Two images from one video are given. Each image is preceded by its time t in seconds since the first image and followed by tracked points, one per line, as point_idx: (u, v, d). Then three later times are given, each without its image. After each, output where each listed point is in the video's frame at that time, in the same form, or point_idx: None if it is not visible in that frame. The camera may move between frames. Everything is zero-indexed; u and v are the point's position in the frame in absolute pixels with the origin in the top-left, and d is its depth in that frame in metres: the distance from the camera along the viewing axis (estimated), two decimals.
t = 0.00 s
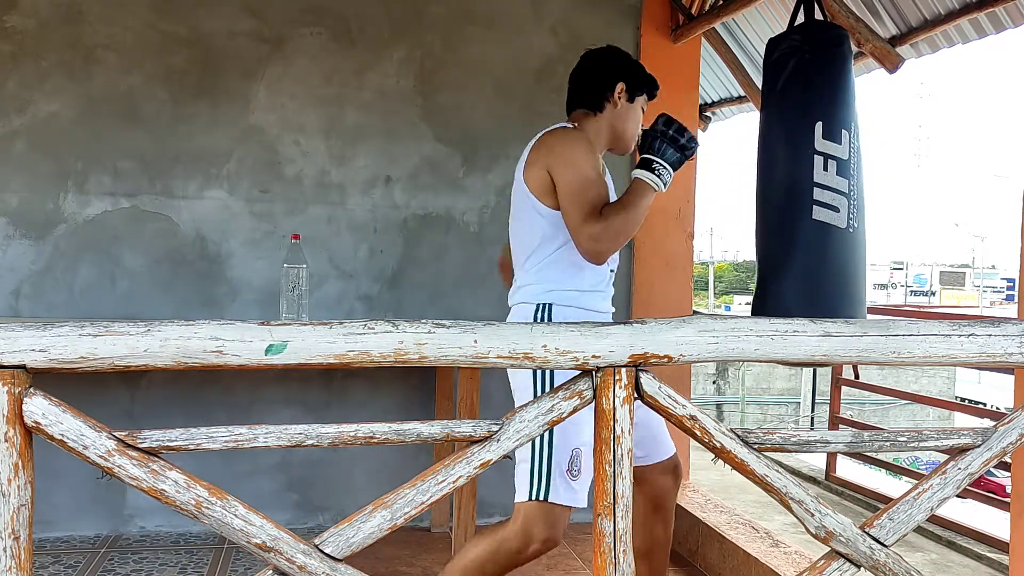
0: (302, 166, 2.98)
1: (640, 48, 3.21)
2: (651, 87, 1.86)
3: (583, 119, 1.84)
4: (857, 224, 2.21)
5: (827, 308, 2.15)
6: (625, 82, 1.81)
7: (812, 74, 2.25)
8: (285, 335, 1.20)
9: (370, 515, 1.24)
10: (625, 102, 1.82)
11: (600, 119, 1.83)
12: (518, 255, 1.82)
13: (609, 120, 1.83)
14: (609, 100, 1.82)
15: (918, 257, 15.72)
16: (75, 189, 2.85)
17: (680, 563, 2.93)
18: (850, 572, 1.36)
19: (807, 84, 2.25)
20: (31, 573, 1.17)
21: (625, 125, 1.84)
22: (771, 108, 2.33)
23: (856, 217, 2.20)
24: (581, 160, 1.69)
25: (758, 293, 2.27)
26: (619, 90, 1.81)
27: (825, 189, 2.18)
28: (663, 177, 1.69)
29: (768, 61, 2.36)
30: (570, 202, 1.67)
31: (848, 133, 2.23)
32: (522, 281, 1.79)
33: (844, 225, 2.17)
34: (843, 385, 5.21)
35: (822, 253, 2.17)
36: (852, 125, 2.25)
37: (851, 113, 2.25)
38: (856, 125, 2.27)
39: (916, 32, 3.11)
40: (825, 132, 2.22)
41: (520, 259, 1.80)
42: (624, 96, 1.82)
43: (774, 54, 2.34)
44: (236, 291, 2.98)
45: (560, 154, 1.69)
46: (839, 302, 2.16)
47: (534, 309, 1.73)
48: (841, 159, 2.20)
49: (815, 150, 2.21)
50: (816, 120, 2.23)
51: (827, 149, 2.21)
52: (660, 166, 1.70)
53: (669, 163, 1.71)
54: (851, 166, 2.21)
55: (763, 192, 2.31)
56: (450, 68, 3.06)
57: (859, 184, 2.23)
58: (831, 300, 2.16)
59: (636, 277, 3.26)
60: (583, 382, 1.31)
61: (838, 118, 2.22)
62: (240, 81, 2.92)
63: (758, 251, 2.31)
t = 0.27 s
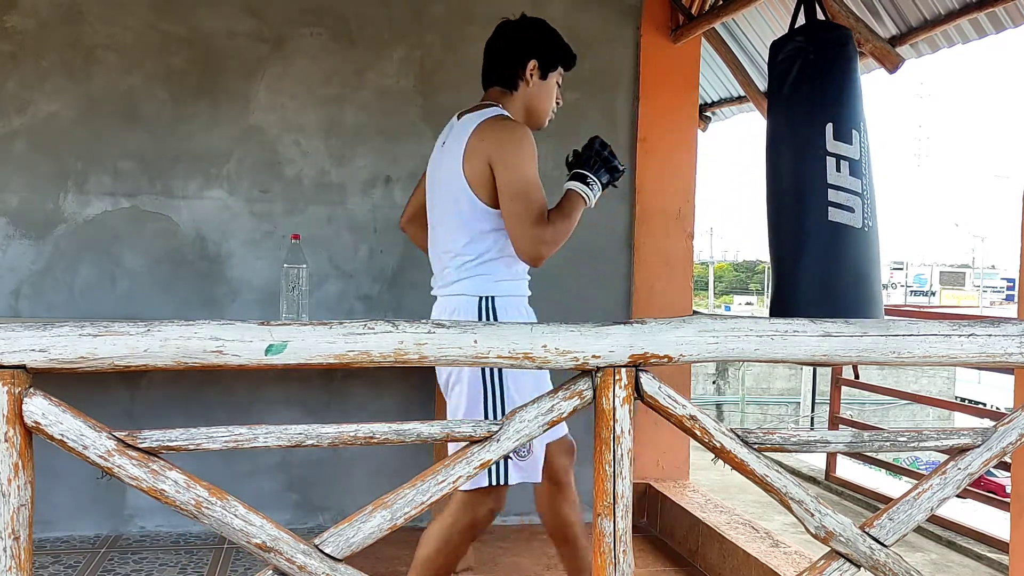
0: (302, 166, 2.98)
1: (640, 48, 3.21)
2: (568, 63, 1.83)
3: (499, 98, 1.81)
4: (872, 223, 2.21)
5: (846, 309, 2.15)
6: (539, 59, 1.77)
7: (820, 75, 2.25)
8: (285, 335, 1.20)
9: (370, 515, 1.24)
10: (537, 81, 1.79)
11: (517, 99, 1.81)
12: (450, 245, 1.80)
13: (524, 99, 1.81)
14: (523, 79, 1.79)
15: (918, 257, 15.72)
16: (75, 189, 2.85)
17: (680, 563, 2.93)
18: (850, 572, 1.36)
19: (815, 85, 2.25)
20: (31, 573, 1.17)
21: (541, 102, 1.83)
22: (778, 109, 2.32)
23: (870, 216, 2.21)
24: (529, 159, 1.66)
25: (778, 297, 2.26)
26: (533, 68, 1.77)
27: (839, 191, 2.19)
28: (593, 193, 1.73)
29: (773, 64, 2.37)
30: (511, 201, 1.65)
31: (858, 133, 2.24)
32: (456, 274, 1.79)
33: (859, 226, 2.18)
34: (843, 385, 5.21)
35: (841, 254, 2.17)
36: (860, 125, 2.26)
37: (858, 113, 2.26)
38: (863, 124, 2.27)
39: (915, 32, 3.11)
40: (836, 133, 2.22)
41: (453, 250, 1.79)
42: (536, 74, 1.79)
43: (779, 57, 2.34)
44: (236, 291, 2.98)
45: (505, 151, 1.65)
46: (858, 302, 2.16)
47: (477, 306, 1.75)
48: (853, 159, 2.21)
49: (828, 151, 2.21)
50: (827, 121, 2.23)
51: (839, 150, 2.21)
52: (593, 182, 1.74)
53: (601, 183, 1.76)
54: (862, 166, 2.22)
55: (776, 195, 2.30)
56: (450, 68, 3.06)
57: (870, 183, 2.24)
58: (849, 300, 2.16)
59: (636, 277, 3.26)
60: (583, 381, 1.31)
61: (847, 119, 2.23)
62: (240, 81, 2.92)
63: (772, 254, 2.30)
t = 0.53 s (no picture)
0: (302, 166, 2.98)
1: (640, 48, 3.21)
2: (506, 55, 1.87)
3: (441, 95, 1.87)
4: (862, 226, 2.21)
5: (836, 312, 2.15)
6: (474, 57, 1.83)
7: (814, 78, 2.25)
8: (285, 335, 1.20)
9: (370, 515, 1.24)
10: (475, 77, 1.85)
11: (458, 96, 1.87)
12: (407, 233, 1.82)
13: (465, 95, 1.86)
14: (461, 76, 1.85)
15: (918, 257, 15.72)
16: (75, 189, 2.85)
17: (680, 563, 2.93)
18: (850, 572, 1.36)
19: (809, 88, 2.25)
20: (31, 573, 1.17)
21: (482, 96, 1.87)
22: (773, 112, 2.33)
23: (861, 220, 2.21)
24: (467, 144, 1.71)
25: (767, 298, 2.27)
26: (467, 65, 1.83)
27: (830, 194, 2.19)
28: (525, 233, 1.77)
29: (770, 65, 2.36)
30: (439, 180, 1.69)
31: (851, 137, 2.23)
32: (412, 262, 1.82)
33: (849, 229, 2.19)
34: (843, 385, 5.21)
35: (829, 257, 2.18)
36: (854, 129, 2.25)
37: (852, 116, 2.26)
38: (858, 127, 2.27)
39: (915, 32, 3.11)
40: (828, 136, 2.22)
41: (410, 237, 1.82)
42: (473, 70, 1.84)
43: (775, 59, 2.33)
44: (236, 291, 2.98)
45: (446, 130, 1.71)
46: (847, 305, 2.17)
47: (435, 294, 1.78)
48: (845, 163, 2.21)
49: (819, 154, 2.21)
50: (820, 125, 2.23)
51: (831, 153, 2.21)
52: (530, 224, 1.79)
53: (535, 235, 1.79)
54: (854, 169, 2.22)
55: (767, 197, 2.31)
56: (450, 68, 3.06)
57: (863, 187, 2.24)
58: (837, 304, 2.17)
59: (636, 278, 3.26)
60: (583, 381, 1.31)
61: (840, 122, 2.23)
62: (240, 81, 2.92)
63: (762, 256, 2.31)
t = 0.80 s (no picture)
0: (302, 166, 2.98)
1: (639, 49, 3.21)
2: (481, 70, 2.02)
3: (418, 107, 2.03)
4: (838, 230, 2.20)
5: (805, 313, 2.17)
6: (448, 72, 1.99)
7: (798, 81, 2.24)
8: (286, 335, 1.20)
9: (370, 515, 1.24)
10: (449, 90, 2.00)
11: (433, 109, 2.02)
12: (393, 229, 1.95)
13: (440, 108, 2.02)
14: (436, 90, 2.01)
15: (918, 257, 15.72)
16: (75, 189, 2.85)
17: (680, 563, 2.93)
18: (851, 572, 1.36)
19: (793, 90, 2.24)
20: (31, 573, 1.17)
21: (457, 109, 2.02)
22: (760, 112, 2.33)
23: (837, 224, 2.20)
24: (450, 136, 1.88)
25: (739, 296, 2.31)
26: (442, 79, 1.99)
27: (804, 196, 2.19)
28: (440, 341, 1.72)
29: (761, 64, 2.35)
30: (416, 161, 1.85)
31: (834, 140, 2.21)
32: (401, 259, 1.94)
33: (822, 232, 2.18)
34: (843, 386, 5.21)
35: (799, 259, 2.18)
36: (838, 132, 2.23)
37: (837, 119, 2.23)
38: (844, 130, 2.24)
39: (916, 32, 3.11)
40: (809, 138, 2.21)
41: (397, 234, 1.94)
42: (447, 84, 2.00)
43: (767, 57, 2.32)
44: (236, 291, 2.98)
45: (435, 122, 1.88)
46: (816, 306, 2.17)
47: (429, 288, 1.94)
48: (824, 166, 2.19)
49: (797, 155, 2.21)
50: (801, 126, 2.22)
51: (810, 155, 2.20)
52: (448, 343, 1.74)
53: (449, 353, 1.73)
54: (835, 172, 2.20)
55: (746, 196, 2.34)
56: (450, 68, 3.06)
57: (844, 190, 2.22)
58: (808, 304, 2.18)
59: (636, 278, 3.26)
60: (583, 381, 1.31)
61: (822, 124, 2.21)
62: (239, 81, 2.92)
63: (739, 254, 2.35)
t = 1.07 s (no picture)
0: (302, 166, 2.98)
1: (639, 49, 3.21)
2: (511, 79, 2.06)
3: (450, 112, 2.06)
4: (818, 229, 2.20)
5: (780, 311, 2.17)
6: (479, 80, 2.01)
7: (785, 79, 2.24)
8: (285, 335, 1.20)
9: (371, 515, 1.24)
10: (480, 99, 2.04)
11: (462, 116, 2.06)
12: (427, 241, 1.96)
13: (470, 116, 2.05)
14: (467, 98, 2.04)
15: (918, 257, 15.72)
16: (75, 190, 2.85)
17: (680, 563, 2.93)
18: (850, 572, 1.36)
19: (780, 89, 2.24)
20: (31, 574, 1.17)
21: (487, 117, 2.06)
22: (749, 110, 2.34)
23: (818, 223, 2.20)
24: (509, 156, 1.94)
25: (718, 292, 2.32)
26: (474, 89, 2.02)
27: (785, 194, 2.20)
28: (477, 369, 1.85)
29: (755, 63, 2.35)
30: (478, 180, 1.90)
31: (818, 140, 2.21)
32: (433, 271, 1.97)
33: (801, 231, 2.18)
34: (843, 386, 5.22)
35: (777, 257, 2.19)
36: (824, 132, 2.22)
37: (824, 118, 2.22)
38: (831, 131, 2.24)
39: (915, 32, 3.11)
40: (793, 137, 2.21)
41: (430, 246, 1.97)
42: (478, 93, 2.03)
43: (762, 53, 2.31)
44: (236, 291, 2.98)
45: (489, 138, 1.92)
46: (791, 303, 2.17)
47: (460, 302, 1.98)
48: (806, 165, 2.19)
49: (780, 153, 2.22)
50: (785, 124, 2.22)
51: (792, 153, 2.21)
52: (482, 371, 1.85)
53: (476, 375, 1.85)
54: (817, 172, 2.20)
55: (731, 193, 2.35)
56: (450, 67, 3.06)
57: (826, 190, 2.22)
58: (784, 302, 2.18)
59: (636, 278, 3.26)
60: (583, 382, 1.31)
61: (808, 123, 2.21)
62: (239, 81, 2.92)
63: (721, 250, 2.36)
